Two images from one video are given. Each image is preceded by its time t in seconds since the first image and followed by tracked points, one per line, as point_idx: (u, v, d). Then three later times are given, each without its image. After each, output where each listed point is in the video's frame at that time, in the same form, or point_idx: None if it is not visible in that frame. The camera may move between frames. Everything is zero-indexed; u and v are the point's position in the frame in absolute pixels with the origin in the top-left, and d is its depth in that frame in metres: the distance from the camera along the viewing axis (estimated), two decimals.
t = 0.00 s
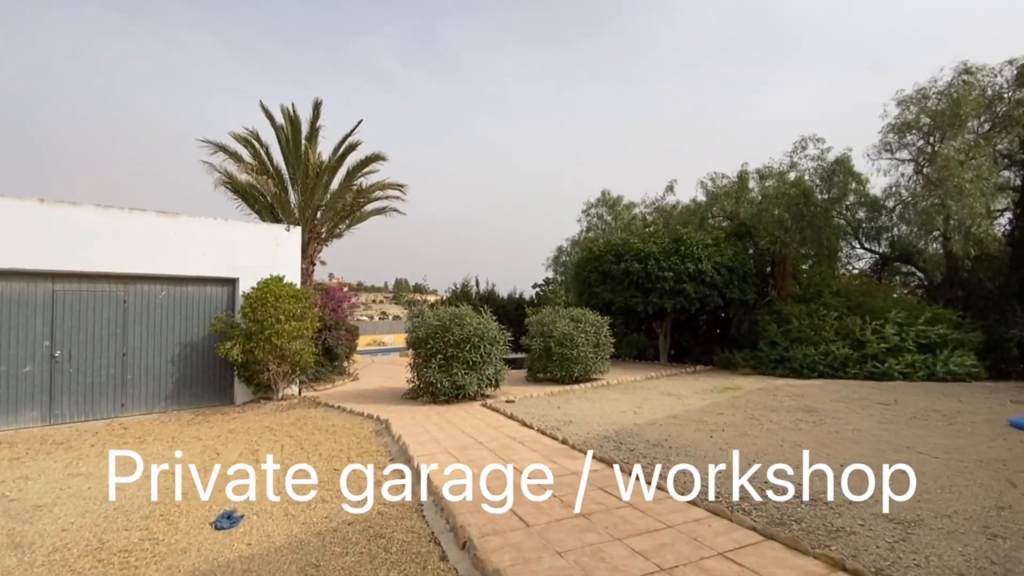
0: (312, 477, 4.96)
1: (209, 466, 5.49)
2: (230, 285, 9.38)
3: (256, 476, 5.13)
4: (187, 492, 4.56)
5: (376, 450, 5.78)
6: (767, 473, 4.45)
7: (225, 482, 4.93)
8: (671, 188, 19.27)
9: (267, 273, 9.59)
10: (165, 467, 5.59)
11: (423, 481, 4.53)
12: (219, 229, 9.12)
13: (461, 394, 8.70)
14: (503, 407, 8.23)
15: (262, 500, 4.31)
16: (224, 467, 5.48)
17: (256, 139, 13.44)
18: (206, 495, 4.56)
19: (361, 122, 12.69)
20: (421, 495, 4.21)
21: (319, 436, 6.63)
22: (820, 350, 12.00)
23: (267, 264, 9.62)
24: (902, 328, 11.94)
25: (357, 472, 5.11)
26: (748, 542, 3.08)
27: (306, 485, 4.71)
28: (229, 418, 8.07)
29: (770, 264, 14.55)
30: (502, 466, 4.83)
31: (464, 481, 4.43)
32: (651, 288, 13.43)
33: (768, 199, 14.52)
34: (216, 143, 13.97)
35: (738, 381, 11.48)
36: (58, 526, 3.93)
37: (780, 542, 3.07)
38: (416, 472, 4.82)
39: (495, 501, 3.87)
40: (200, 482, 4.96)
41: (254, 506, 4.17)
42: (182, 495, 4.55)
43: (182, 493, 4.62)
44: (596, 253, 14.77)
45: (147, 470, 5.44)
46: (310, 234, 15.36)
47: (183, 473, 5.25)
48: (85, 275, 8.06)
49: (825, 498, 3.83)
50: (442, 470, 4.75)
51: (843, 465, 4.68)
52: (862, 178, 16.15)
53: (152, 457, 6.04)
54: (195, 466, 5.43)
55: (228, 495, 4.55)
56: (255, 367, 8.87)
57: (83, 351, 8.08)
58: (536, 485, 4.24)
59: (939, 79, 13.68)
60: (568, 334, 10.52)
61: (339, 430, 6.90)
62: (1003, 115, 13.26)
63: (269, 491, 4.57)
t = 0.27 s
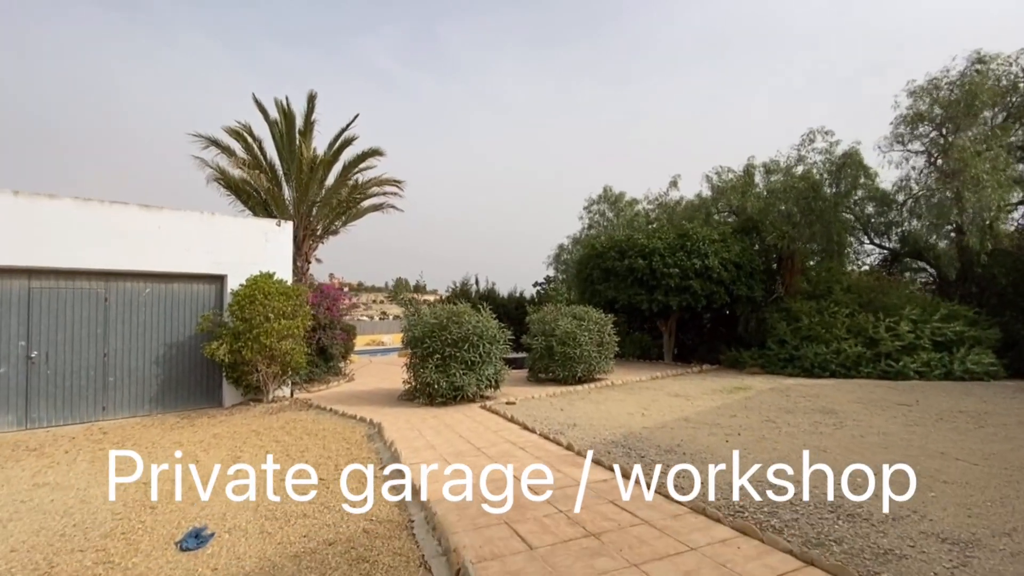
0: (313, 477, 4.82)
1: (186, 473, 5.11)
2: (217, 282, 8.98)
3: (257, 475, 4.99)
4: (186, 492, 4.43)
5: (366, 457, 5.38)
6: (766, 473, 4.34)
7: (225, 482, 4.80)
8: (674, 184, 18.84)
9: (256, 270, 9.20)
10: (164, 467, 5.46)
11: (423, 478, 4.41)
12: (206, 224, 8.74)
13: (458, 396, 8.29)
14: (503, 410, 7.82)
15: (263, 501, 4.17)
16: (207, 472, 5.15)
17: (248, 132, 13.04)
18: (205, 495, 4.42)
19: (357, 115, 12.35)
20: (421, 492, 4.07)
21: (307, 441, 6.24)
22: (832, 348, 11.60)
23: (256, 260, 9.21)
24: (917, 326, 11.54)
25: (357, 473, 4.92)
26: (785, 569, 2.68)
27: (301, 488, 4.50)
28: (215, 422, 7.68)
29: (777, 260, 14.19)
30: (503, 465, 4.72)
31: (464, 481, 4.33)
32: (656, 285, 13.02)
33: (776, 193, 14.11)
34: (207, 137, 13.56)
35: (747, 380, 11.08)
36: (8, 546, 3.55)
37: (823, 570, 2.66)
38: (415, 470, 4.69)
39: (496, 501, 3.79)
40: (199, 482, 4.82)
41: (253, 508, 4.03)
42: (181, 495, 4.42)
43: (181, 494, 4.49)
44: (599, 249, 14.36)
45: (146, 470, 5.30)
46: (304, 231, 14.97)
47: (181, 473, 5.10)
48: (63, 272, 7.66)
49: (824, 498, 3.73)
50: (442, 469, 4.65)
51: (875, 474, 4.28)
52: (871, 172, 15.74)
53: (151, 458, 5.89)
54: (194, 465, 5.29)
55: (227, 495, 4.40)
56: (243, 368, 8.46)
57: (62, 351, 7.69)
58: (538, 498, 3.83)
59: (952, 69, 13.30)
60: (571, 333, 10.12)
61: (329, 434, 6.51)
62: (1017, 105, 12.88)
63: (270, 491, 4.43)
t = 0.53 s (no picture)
0: (313, 478, 4.82)
1: (158, 487, 4.75)
2: (202, 280, 8.57)
3: (257, 476, 4.99)
4: (187, 493, 4.45)
5: (351, 469, 4.97)
6: (767, 474, 4.38)
7: (225, 483, 4.81)
8: (677, 181, 18.44)
9: (242, 267, 8.77)
10: (165, 467, 5.47)
11: (422, 478, 4.40)
12: (190, 219, 8.33)
13: (454, 400, 7.87)
14: (502, 415, 7.43)
15: (263, 501, 4.18)
16: (205, 473, 5.13)
17: (240, 126, 12.60)
18: (206, 495, 4.43)
19: (352, 108, 12.02)
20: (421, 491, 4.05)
21: (291, 450, 5.84)
22: (842, 350, 11.21)
23: (242, 258, 8.79)
24: (930, 327, 11.17)
25: (357, 474, 4.93)
26: None
27: (297, 492, 4.39)
28: (195, 428, 7.26)
29: (783, 259, 13.82)
30: (503, 466, 4.73)
31: (465, 481, 4.34)
32: (660, 284, 12.61)
33: (783, 190, 13.72)
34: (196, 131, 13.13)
35: (754, 384, 10.71)
36: None
37: None
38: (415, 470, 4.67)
39: (496, 501, 3.81)
40: (200, 483, 4.83)
41: (252, 508, 4.04)
42: (181, 495, 4.43)
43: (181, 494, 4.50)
44: (600, 248, 13.94)
45: (146, 470, 5.33)
46: (298, 229, 14.56)
47: (179, 474, 5.11)
48: (36, 268, 7.24)
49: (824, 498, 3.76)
50: (442, 470, 4.64)
51: (912, 492, 3.88)
52: (880, 169, 15.36)
53: (154, 458, 5.92)
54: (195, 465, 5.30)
55: (228, 495, 4.41)
56: (228, 371, 8.02)
57: (35, 353, 7.27)
58: (539, 520, 3.44)
59: (965, 62, 12.92)
60: (573, 334, 9.72)
61: (315, 442, 6.13)
62: None
63: (270, 492, 4.44)
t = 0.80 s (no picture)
0: (313, 477, 4.78)
1: (126, 499, 4.39)
2: (185, 278, 8.16)
3: (257, 475, 4.96)
4: (186, 493, 4.43)
5: (333, 481, 4.55)
6: (769, 473, 4.34)
7: (225, 482, 4.78)
8: (680, 178, 18.03)
9: (227, 264, 8.36)
10: (165, 467, 5.46)
11: (422, 477, 4.37)
12: (172, 213, 7.93)
13: (450, 404, 7.44)
14: (500, 420, 7.03)
15: (263, 501, 4.16)
16: (205, 470, 5.10)
17: (229, 119, 12.19)
18: (205, 495, 4.42)
19: (348, 102, 11.71)
20: (421, 491, 4.01)
21: (272, 459, 5.42)
22: (853, 351, 10.82)
23: (228, 254, 8.37)
24: (946, 327, 10.80)
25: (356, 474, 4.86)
26: None
27: (297, 492, 4.35)
28: (173, 434, 6.84)
29: (791, 257, 13.42)
30: (503, 466, 4.67)
31: (464, 481, 4.29)
32: (664, 282, 12.21)
33: (790, 185, 13.32)
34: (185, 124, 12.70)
35: (763, 385, 10.33)
36: None
37: None
38: (415, 469, 4.63)
39: (496, 501, 3.77)
40: (199, 483, 4.80)
41: (250, 508, 4.00)
42: (181, 495, 4.42)
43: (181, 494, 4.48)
44: (602, 245, 13.53)
45: (147, 469, 5.32)
46: (291, 226, 14.16)
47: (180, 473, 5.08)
48: (6, 264, 6.82)
49: (826, 498, 3.72)
50: (442, 470, 4.59)
51: (960, 510, 3.47)
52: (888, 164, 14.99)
53: (153, 457, 5.88)
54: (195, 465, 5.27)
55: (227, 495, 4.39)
56: (212, 373, 7.57)
57: (5, 353, 6.86)
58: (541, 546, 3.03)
59: (978, 53, 12.52)
60: (574, 334, 9.31)
61: (298, 450, 5.70)
62: None
63: (270, 492, 4.41)
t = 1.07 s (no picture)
0: (313, 477, 4.79)
1: (87, 517, 4.03)
2: (166, 277, 7.76)
3: (257, 475, 4.97)
4: (187, 492, 4.43)
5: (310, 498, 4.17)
6: (767, 473, 4.40)
7: (225, 483, 4.79)
8: (682, 175, 17.62)
9: (210, 263, 7.95)
10: (163, 468, 5.45)
11: (422, 478, 4.41)
12: (151, 209, 7.53)
13: (444, 410, 7.03)
14: (497, 427, 6.65)
15: (261, 501, 4.15)
16: (205, 472, 5.12)
17: (218, 112, 11.78)
18: (206, 495, 4.41)
19: (343, 97, 11.43)
20: (421, 491, 4.06)
21: (248, 471, 5.02)
22: (864, 354, 10.45)
23: (211, 252, 7.97)
24: (959, 329, 10.45)
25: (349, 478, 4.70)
26: None
27: (297, 493, 4.34)
28: (149, 443, 6.44)
29: (797, 256, 13.03)
30: (503, 466, 4.71)
31: (465, 481, 4.33)
32: (666, 282, 11.82)
33: (797, 182, 12.93)
34: (172, 118, 12.27)
35: (770, 389, 9.97)
36: None
37: None
38: (415, 469, 4.67)
39: (496, 501, 3.79)
40: (197, 485, 4.75)
41: (249, 508, 4.01)
42: (181, 495, 4.42)
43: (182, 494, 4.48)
44: (603, 244, 13.14)
45: (145, 470, 5.31)
46: (283, 223, 13.79)
47: (180, 473, 5.09)
48: None
49: (825, 499, 3.79)
50: (442, 470, 4.64)
51: (1011, 539, 3.09)
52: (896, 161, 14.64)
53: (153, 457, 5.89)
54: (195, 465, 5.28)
55: (227, 495, 4.39)
56: (192, 378, 7.15)
57: None
58: None
59: (991, 47, 12.17)
60: (575, 336, 8.92)
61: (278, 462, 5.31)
62: None
63: (270, 492, 4.40)
